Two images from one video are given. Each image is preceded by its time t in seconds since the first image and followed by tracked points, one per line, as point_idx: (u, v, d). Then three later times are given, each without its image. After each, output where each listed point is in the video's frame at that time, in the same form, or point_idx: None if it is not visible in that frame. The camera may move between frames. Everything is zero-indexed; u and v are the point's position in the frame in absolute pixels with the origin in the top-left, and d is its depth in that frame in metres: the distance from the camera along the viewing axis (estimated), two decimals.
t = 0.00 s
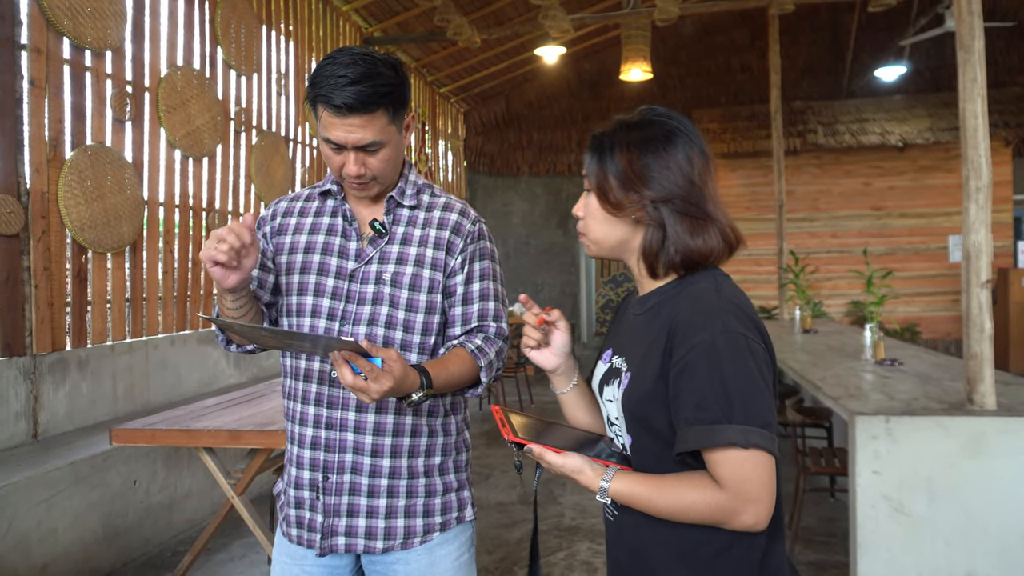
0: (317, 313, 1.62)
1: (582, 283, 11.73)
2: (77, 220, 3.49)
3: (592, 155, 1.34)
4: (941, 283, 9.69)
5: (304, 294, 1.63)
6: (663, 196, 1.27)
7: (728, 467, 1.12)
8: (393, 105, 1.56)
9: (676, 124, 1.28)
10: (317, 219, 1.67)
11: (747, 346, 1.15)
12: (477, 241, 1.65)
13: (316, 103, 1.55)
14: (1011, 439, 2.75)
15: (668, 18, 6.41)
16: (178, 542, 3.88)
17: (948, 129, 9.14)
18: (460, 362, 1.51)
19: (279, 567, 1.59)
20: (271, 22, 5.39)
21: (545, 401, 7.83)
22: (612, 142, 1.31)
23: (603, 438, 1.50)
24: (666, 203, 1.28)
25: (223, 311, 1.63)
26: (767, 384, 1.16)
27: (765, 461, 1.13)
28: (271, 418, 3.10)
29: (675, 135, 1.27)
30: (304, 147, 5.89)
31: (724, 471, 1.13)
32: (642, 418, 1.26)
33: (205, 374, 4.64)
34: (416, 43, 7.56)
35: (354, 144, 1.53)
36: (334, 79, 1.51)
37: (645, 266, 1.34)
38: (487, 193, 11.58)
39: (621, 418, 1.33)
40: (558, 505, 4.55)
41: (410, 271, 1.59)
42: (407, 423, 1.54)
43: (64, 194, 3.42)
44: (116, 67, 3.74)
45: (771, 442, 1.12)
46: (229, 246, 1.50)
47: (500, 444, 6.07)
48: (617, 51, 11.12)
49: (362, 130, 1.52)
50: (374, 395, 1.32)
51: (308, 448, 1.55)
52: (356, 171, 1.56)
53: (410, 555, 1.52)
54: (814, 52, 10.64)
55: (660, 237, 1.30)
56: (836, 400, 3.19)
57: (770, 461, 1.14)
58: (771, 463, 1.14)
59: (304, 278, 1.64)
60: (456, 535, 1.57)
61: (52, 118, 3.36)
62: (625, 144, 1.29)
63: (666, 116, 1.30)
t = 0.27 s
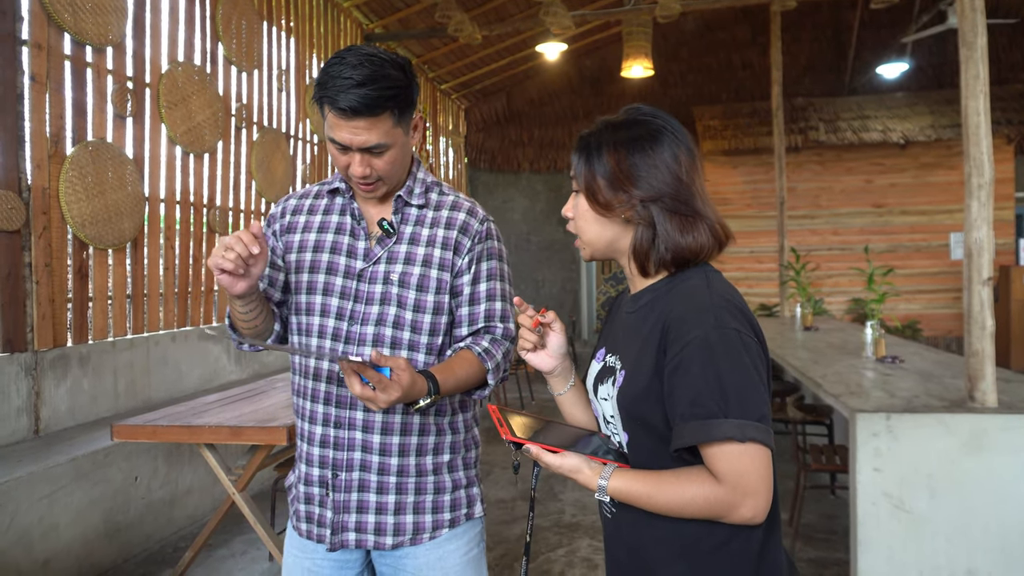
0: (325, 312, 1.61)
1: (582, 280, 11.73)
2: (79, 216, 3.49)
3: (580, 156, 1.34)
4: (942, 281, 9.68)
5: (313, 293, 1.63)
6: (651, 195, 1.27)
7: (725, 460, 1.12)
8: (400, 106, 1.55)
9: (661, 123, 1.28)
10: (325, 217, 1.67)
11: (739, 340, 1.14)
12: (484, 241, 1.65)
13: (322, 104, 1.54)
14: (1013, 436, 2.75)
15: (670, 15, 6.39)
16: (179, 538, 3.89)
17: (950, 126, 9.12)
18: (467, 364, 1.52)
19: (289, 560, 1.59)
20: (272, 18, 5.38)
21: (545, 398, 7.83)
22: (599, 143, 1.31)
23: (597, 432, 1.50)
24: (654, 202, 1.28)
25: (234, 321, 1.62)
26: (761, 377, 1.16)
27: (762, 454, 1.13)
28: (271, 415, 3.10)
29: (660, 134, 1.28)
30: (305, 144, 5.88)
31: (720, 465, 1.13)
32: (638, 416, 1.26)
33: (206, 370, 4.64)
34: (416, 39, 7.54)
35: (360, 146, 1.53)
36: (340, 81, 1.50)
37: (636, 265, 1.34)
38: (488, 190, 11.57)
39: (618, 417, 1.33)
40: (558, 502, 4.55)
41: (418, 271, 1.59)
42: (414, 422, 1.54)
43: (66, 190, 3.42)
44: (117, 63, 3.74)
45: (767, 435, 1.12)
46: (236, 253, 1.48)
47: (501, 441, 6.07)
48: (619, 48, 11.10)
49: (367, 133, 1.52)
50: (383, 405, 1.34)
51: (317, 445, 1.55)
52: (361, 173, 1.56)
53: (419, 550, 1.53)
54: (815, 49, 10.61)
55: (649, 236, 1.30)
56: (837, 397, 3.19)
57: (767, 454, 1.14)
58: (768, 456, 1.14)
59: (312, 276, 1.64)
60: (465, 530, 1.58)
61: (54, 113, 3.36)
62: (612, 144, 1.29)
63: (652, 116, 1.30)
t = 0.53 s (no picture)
0: (335, 312, 1.62)
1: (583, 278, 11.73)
2: (79, 215, 3.49)
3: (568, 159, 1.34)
4: (942, 278, 9.68)
5: (323, 292, 1.63)
6: (640, 197, 1.27)
7: (722, 458, 1.12)
8: (413, 108, 1.56)
9: (648, 124, 1.28)
10: (336, 217, 1.67)
11: (733, 338, 1.14)
12: (493, 242, 1.65)
13: (335, 109, 1.55)
14: (1013, 433, 2.75)
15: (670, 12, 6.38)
16: (180, 537, 3.89)
17: (950, 123, 9.11)
18: (475, 369, 1.52)
19: (298, 557, 1.59)
20: (272, 16, 5.37)
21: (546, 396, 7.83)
22: (587, 145, 1.31)
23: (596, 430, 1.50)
24: (643, 203, 1.28)
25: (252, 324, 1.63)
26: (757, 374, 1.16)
27: (759, 451, 1.13)
28: (272, 413, 3.10)
29: (648, 135, 1.28)
30: (305, 142, 5.88)
31: (718, 463, 1.13)
32: (636, 415, 1.26)
33: (206, 368, 4.64)
34: (416, 37, 7.54)
35: (376, 148, 1.53)
36: (352, 86, 1.51)
37: (629, 266, 1.34)
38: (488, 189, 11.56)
39: (616, 417, 1.33)
40: (559, 500, 4.56)
41: (427, 272, 1.59)
42: (421, 422, 1.54)
43: (66, 189, 3.42)
44: (116, 61, 3.74)
45: (764, 431, 1.12)
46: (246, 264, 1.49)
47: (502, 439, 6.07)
48: (619, 46, 11.09)
49: (383, 134, 1.52)
50: (390, 413, 1.35)
51: (326, 443, 1.56)
52: (377, 175, 1.56)
53: (425, 550, 1.52)
54: (815, 46, 10.61)
55: (641, 237, 1.30)
56: (838, 395, 3.19)
57: (765, 450, 1.14)
58: (765, 452, 1.14)
59: (323, 276, 1.64)
60: (472, 531, 1.57)
61: (53, 112, 3.36)
62: (600, 146, 1.29)
63: (639, 117, 1.30)
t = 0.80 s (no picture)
0: (335, 309, 1.62)
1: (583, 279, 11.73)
2: (79, 216, 3.49)
3: (554, 167, 1.34)
4: (942, 279, 9.68)
5: (324, 289, 1.64)
6: (624, 203, 1.27)
7: (722, 457, 1.13)
8: (431, 105, 1.58)
9: (631, 129, 1.28)
10: (341, 215, 1.67)
11: (727, 337, 1.15)
12: (495, 244, 1.65)
13: (353, 106, 1.56)
14: (1013, 434, 2.75)
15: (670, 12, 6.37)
16: (180, 538, 3.89)
17: (950, 124, 9.11)
18: (472, 379, 1.52)
19: (293, 557, 1.59)
20: (272, 17, 5.38)
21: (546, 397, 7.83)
22: (571, 152, 1.31)
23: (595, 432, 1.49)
24: (628, 209, 1.28)
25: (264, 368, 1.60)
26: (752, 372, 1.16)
27: (759, 448, 1.13)
28: (272, 414, 3.10)
29: (631, 140, 1.28)
30: (305, 143, 5.89)
31: (719, 462, 1.13)
32: (634, 419, 1.26)
33: (206, 369, 4.65)
34: (416, 37, 7.55)
35: (396, 144, 1.54)
36: (373, 82, 1.52)
37: (617, 272, 1.34)
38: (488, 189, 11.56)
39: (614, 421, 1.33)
40: (559, 500, 4.56)
41: (427, 271, 1.60)
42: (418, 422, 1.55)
43: (66, 190, 3.43)
44: (117, 62, 3.74)
45: (762, 428, 1.13)
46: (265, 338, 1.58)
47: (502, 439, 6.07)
48: (619, 47, 11.09)
49: (403, 131, 1.53)
50: (385, 428, 1.33)
51: (320, 440, 1.57)
52: (395, 172, 1.57)
53: (416, 551, 1.52)
54: (815, 47, 10.61)
55: (628, 243, 1.30)
56: (838, 395, 3.19)
57: (765, 448, 1.14)
58: (764, 450, 1.14)
59: (325, 273, 1.64)
60: (464, 535, 1.56)
61: (54, 113, 3.36)
62: (585, 153, 1.30)
63: (622, 122, 1.30)
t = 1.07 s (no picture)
0: (336, 309, 1.62)
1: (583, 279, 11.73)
2: (79, 217, 3.49)
3: (542, 171, 1.34)
4: (942, 279, 9.68)
5: (325, 289, 1.64)
6: (612, 207, 1.27)
7: (722, 457, 1.13)
8: (434, 109, 1.58)
9: (618, 132, 1.28)
10: (342, 215, 1.68)
11: (723, 338, 1.15)
12: (495, 245, 1.65)
13: (356, 109, 1.56)
14: (1013, 434, 2.75)
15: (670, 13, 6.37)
16: (180, 538, 3.90)
17: (950, 124, 9.12)
18: (469, 383, 1.52)
19: (292, 557, 1.60)
20: (272, 18, 5.38)
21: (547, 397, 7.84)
22: (560, 156, 1.31)
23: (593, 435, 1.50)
24: (616, 212, 1.28)
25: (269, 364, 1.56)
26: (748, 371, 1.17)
27: (758, 447, 1.13)
28: (272, 415, 3.10)
29: (618, 143, 1.28)
30: (305, 144, 5.89)
31: (719, 462, 1.13)
32: (632, 421, 1.26)
33: (207, 370, 4.65)
34: (416, 38, 7.55)
35: (398, 147, 1.54)
36: (376, 86, 1.52)
37: (607, 275, 1.35)
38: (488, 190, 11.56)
39: (612, 424, 1.33)
40: (560, 501, 4.56)
41: (428, 272, 1.60)
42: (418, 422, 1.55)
43: (66, 191, 3.43)
44: (117, 63, 3.74)
45: (760, 427, 1.13)
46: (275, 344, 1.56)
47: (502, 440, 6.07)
48: (619, 47, 11.10)
49: (406, 134, 1.53)
50: (386, 435, 1.32)
51: (321, 439, 1.57)
52: (397, 175, 1.57)
53: (415, 551, 1.52)
54: (815, 47, 10.62)
55: (617, 245, 1.30)
56: (838, 396, 3.19)
57: (764, 446, 1.14)
58: (764, 448, 1.14)
59: (326, 272, 1.64)
60: (464, 535, 1.57)
61: (54, 114, 3.37)
62: (572, 157, 1.30)
63: (609, 125, 1.30)
